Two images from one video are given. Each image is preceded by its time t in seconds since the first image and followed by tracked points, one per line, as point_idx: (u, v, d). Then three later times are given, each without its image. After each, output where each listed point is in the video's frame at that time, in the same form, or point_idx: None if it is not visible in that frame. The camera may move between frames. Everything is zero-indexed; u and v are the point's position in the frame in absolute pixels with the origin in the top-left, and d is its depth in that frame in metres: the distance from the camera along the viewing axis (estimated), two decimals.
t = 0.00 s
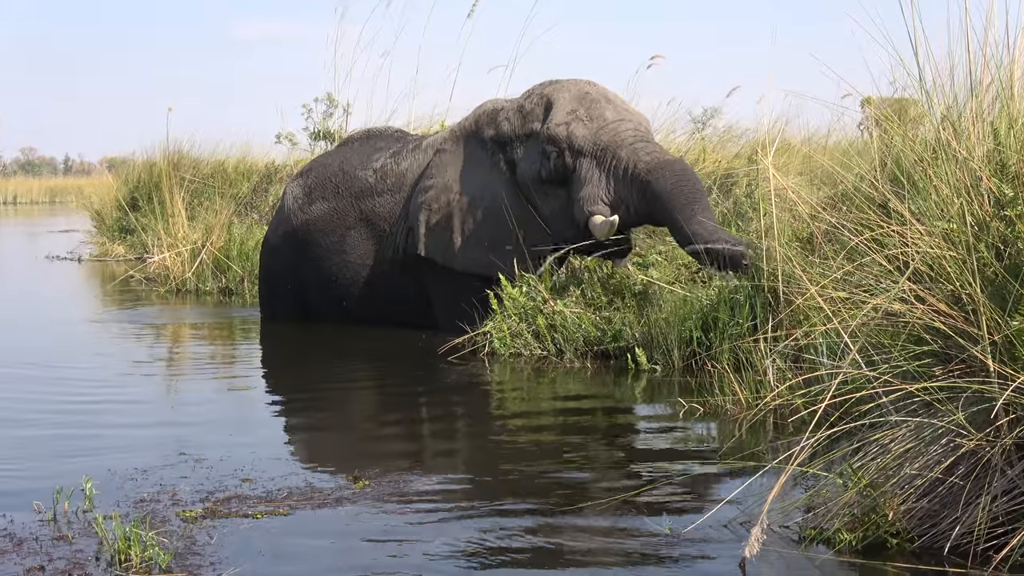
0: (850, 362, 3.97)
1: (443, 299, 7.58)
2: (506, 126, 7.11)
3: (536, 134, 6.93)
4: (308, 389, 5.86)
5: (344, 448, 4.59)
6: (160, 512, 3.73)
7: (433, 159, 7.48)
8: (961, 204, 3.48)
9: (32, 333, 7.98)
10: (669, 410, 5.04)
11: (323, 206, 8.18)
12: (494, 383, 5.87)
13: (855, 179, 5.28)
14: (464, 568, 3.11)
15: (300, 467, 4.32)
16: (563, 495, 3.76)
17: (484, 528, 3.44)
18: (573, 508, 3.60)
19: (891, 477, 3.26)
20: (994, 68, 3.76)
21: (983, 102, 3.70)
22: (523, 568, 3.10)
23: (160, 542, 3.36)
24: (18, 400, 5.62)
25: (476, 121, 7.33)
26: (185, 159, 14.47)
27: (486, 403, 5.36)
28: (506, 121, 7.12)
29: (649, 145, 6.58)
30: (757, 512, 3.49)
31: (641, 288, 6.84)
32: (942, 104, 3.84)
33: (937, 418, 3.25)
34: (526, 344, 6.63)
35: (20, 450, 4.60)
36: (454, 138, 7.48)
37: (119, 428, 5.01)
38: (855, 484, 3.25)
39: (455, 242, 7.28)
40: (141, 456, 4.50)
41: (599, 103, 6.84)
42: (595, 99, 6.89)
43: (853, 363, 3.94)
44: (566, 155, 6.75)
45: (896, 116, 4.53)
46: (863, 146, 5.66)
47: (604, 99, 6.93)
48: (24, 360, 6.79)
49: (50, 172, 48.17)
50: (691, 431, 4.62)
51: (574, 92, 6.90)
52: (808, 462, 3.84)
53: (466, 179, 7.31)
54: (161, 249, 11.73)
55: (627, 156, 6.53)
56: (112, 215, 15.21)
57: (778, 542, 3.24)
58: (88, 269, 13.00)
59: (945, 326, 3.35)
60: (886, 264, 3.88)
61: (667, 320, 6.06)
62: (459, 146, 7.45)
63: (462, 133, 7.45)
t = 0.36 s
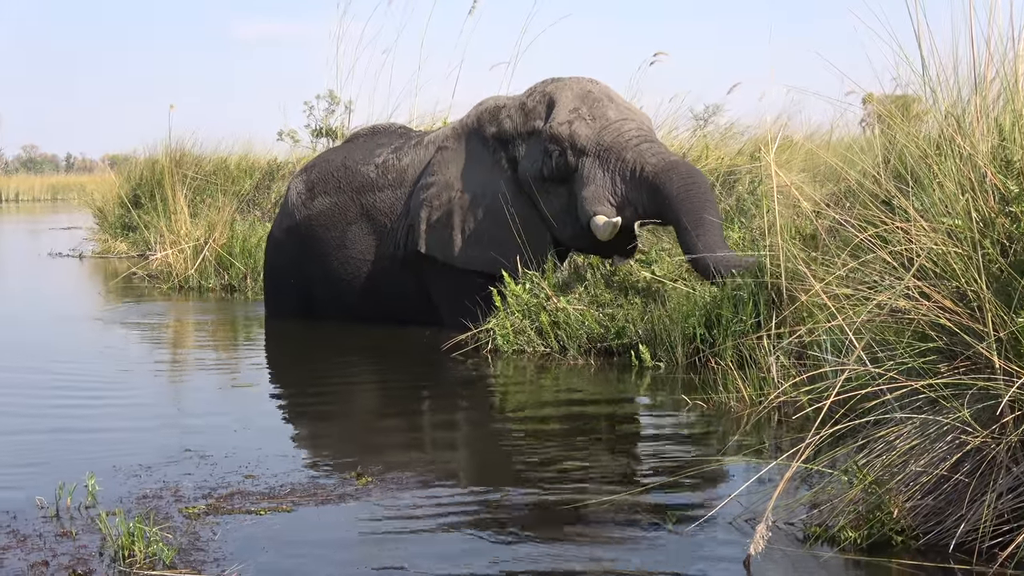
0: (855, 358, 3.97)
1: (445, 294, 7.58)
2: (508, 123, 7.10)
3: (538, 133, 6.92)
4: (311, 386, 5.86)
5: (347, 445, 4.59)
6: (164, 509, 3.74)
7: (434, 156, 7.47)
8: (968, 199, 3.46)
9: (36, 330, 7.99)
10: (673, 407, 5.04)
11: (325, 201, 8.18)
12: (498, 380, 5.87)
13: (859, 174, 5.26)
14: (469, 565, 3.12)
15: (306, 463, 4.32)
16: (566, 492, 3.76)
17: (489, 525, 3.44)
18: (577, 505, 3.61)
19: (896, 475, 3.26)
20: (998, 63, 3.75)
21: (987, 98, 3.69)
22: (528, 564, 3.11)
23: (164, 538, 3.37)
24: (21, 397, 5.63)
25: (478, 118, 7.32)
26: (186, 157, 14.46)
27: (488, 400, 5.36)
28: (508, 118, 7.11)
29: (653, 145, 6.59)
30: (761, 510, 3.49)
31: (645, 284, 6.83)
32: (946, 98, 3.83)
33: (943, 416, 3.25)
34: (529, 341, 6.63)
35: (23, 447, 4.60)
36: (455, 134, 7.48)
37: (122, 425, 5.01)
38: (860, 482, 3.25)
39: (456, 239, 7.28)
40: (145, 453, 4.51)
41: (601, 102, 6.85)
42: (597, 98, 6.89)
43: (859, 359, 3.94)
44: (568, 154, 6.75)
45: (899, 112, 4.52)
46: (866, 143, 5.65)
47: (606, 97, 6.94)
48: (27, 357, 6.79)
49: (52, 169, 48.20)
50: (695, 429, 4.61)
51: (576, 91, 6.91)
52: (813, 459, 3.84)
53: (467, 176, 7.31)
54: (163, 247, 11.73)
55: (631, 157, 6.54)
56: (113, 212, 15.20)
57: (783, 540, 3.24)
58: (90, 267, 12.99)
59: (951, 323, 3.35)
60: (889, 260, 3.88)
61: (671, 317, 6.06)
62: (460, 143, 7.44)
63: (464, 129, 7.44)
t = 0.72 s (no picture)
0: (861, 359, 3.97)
1: (447, 291, 7.58)
2: (512, 123, 7.09)
3: (541, 132, 6.92)
4: (313, 382, 5.87)
5: (349, 442, 4.60)
6: (168, 505, 3.74)
7: (438, 154, 7.47)
8: (975, 200, 3.46)
9: (39, 325, 8.00)
10: (677, 406, 5.03)
11: (329, 196, 8.19)
12: (502, 378, 5.87)
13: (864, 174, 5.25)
14: (474, 562, 3.12)
15: (309, 460, 4.33)
16: (570, 490, 3.77)
17: (493, 523, 3.44)
18: (582, 503, 3.61)
19: (902, 474, 3.25)
20: (1005, 64, 3.74)
21: (994, 99, 3.68)
22: (532, 562, 3.11)
23: (168, 534, 3.37)
24: (24, 392, 5.63)
25: (481, 117, 7.31)
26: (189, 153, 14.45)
27: (492, 398, 5.37)
28: (511, 117, 7.10)
29: (659, 147, 6.60)
30: (766, 508, 3.49)
31: (649, 282, 6.82)
32: (952, 99, 3.81)
33: (949, 415, 3.25)
34: (533, 338, 6.63)
35: (27, 442, 4.61)
36: (458, 132, 7.47)
37: (126, 420, 5.02)
38: (866, 481, 3.25)
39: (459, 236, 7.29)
40: (149, 449, 4.51)
41: (605, 103, 6.85)
42: (601, 99, 6.89)
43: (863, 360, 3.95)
44: (573, 154, 6.75)
45: (905, 112, 4.51)
46: (870, 143, 5.64)
47: (610, 98, 6.94)
48: (31, 352, 6.80)
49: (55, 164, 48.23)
50: (699, 427, 4.61)
51: (580, 92, 6.91)
52: (818, 458, 3.84)
53: (471, 174, 7.31)
54: (167, 243, 11.73)
55: (637, 159, 6.54)
56: (115, 207, 15.20)
57: (788, 538, 3.24)
58: (94, 262, 13.00)
59: (956, 323, 3.35)
60: (893, 259, 3.88)
61: (675, 315, 6.06)
62: (463, 141, 7.43)
63: (467, 128, 7.44)
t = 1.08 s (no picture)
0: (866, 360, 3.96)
1: (449, 289, 7.59)
2: (515, 123, 7.08)
3: (545, 132, 6.91)
4: (315, 379, 5.88)
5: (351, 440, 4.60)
6: (171, 501, 3.75)
7: (440, 152, 7.47)
8: (981, 200, 3.45)
9: (43, 321, 8.00)
10: (681, 405, 5.03)
11: (331, 192, 8.19)
12: (505, 376, 5.87)
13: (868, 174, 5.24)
14: (478, 560, 3.12)
15: (312, 457, 4.33)
16: (574, 489, 3.77)
17: (497, 521, 3.44)
18: (586, 502, 3.61)
19: (907, 474, 3.25)
20: (1011, 63, 3.72)
21: (1000, 99, 3.67)
22: (536, 560, 3.11)
23: (171, 531, 3.38)
24: (28, 388, 5.64)
25: (484, 116, 7.30)
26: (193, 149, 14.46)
27: (495, 396, 5.37)
28: (515, 117, 7.09)
29: (663, 149, 6.60)
30: (770, 507, 3.49)
31: (653, 281, 6.82)
32: (958, 98, 3.80)
33: (954, 416, 3.25)
34: (537, 337, 6.64)
35: (31, 439, 4.62)
36: (461, 131, 7.47)
37: (131, 417, 5.03)
38: (871, 481, 3.25)
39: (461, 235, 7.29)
40: (153, 446, 4.52)
41: (610, 104, 6.85)
42: (605, 99, 6.89)
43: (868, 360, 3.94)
44: (577, 155, 6.74)
45: (910, 110, 4.49)
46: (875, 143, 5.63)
47: (614, 99, 6.94)
48: (35, 348, 6.82)
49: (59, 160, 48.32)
50: (702, 427, 4.60)
51: (584, 92, 6.90)
52: (821, 457, 3.84)
53: (474, 173, 7.31)
54: (170, 239, 11.75)
55: (642, 161, 6.55)
56: (119, 203, 15.22)
57: (792, 538, 3.24)
58: (97, 258, 13.02)
59: (962, 323, 3.34)
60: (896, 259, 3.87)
61: (679, 314, 6.06)
62: (466, 140, 7.43)
63: (469, 126, 7.43)
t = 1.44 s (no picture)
0: (870, 355, 3.97)
1: (450, 287, 7.59)
2: (513, 121, 7.08)
3: (544, 130, 6.91)
4: (315, 379, 5.88)
5: (354, 438, 4.60)
6: (175, 501, 3.75)
7: (439, 151, 7.47)
8: (983, 194, 3.45)
9: (45, 322, 8.01)
10: (682, 401, 5.03)
11: (330, 190, 8.18)
12: (508, 374, 5.87)
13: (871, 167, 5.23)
14: (482, 557, 3.12)
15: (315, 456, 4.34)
16: (577, 486, 3.76)
17: (500, 519, 3.44)
18: (591, 500, 3.61)
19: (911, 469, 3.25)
20: (1010, 58, 3.72)
21: (1001, 92, 3.67)
22: (541, 557, 3.11)
23: (175, 531, 3.38)
24: (31, 389, 5.65)
25: (482, 115, 7.30)
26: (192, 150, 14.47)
27: (497, 394, 5.37)
28: (513, 115, 7.09)
29: (663, 146, 6.61)
30: (775, 503, 3.49)
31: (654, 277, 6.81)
32: (959, 92, 3.80)
33: (958, 410, 3.25)
34: (538, 334, 6.64)
35: (34, 440, 4.63)
36: (459, 130, 7.47)
37: (133, 417, 5.04)
38: (876, 476, 3.25)
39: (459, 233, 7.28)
40: (156, 446, 4.53)
41: (608, 101, 6.85)
42: (604, 96, 6.90)
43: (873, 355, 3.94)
44: (577, 152, 6.75)
45: (910, 106, 4.49)
46: (876, 136, 5.61)
47: (613, 96, 6.94)
48: (37, 350, 6.82)
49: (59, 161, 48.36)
50: (706, 423, 4.60)
51: (583, 89, 6.90)
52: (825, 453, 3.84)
53: (472, 171, 7.30)
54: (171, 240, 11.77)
55: (643, 158, 6.55)
56: (119, 204, 15.25)
57: (798, 534, 3.24)
58: (99, 259, 13.04)
59: (964, 317, 3.34)
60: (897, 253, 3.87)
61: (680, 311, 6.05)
62: (464, 138, 7.42)
63: (468, 125, 7.43)
